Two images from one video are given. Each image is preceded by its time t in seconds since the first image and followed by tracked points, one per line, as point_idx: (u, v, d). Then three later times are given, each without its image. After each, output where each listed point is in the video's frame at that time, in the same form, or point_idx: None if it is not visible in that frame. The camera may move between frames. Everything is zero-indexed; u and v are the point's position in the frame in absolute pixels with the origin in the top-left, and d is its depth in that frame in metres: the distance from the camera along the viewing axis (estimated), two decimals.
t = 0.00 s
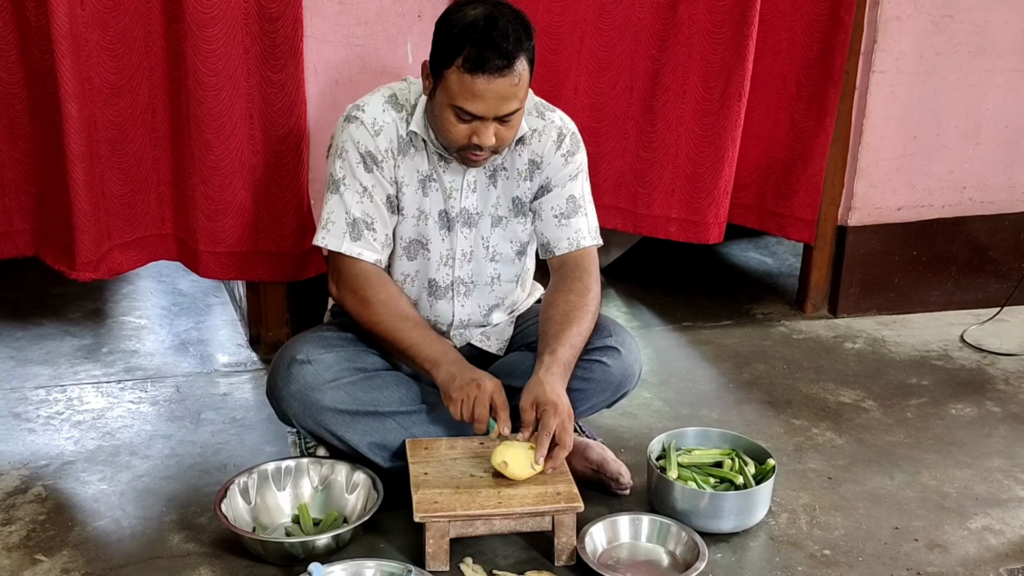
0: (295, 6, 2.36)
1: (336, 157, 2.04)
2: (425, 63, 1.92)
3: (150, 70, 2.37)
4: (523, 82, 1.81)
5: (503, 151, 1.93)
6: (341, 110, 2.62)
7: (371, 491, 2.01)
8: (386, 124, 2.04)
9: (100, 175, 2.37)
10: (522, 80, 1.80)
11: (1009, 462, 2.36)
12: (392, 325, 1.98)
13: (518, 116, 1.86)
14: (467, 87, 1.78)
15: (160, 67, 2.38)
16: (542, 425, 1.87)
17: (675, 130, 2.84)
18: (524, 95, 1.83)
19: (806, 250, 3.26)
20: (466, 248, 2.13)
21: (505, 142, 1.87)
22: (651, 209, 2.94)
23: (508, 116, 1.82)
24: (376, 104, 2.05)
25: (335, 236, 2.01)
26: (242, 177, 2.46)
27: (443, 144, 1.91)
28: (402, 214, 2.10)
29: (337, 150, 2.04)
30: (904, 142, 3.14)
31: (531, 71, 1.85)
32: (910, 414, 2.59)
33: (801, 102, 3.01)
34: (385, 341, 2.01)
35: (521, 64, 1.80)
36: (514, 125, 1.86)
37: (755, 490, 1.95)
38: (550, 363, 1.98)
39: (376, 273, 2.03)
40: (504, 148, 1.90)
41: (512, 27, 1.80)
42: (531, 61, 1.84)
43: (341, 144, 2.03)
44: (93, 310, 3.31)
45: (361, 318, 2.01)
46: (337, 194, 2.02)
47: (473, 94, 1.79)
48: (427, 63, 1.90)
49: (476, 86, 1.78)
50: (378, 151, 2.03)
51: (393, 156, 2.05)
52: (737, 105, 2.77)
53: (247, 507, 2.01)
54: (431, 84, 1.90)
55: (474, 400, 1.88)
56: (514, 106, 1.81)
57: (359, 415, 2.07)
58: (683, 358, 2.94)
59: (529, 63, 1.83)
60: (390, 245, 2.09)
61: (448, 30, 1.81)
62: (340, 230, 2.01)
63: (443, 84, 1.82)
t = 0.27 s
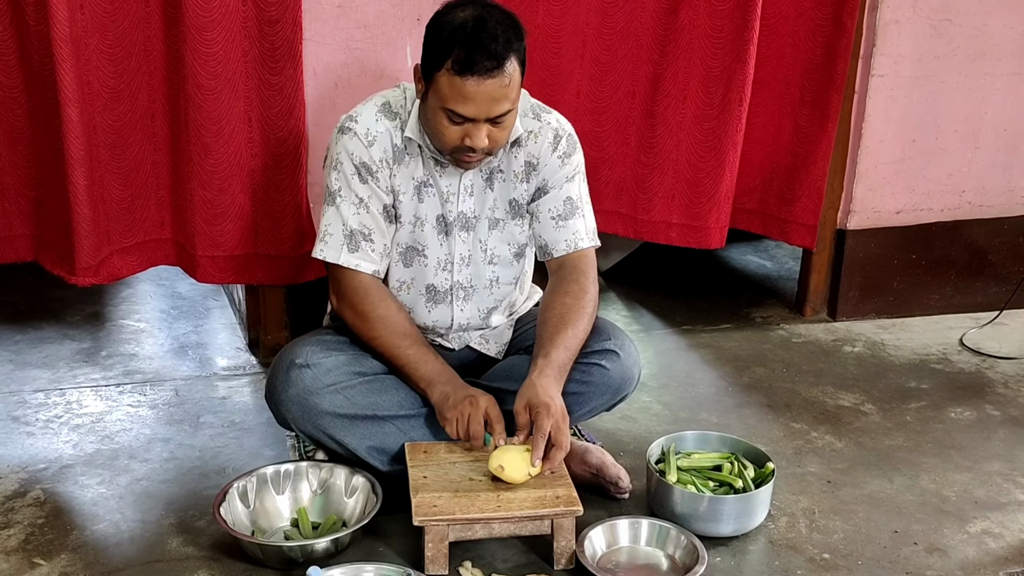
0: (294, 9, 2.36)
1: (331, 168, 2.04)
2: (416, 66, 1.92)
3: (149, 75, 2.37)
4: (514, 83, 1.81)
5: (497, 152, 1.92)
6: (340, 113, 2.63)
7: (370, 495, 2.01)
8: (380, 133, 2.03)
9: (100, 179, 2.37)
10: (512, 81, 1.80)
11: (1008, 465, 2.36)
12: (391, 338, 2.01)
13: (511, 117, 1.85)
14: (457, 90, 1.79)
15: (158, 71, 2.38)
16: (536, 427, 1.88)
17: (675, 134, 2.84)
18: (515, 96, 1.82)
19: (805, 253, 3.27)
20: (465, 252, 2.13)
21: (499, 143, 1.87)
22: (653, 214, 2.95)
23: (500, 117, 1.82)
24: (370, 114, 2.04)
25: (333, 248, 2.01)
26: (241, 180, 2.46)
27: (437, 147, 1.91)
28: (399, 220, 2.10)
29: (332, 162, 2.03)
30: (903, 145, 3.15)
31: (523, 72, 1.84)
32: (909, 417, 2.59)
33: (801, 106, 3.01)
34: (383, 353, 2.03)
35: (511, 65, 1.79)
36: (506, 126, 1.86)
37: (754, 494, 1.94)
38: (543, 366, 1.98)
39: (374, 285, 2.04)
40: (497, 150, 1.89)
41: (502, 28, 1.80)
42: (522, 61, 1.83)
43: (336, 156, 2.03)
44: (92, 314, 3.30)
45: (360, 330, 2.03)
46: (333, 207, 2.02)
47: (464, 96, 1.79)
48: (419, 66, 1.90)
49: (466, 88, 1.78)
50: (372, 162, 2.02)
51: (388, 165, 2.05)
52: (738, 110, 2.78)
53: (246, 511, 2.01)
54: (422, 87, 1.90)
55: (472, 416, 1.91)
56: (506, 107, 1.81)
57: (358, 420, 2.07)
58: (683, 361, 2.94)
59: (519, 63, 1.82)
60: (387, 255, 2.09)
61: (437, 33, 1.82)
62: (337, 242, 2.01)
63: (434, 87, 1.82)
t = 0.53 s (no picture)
0: (294, 11, 2.36)
1: (328, 173, 2.04)
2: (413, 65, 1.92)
3: (149, 77, 2.37)
4: (510, 78, 1.81)
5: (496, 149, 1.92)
6: (339, 115, 2.63)
7: (369, 498, 2.01)
8: (378, 140, 2.03)
9: (99, 181, 2.37)
10: (509, 76, 1.80)
11: (1008, 468, 2.36)
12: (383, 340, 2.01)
13: (508, 113, 1.85)
14: (453, 85, 1.79)
15: (158, 73, 2.38)
16: (532, 429, 1.88)
17: (676, 138, 2.84)
18: (512, 91, 1.82)
19: (805, 256, 3.27)
20: (463, 255, 2.13)
21: (496, 139, 1.87)
22: (658, 218, 2.95)
23: (497, 112, 1.82)
24: (368, 121, 2.04)
25: (327, 254, 2.02)
26: (240, 182, 2.46)
27: (435, 144, 1.91)
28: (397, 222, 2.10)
29: (330, 168, 2.03)
30: (902, 148, 3.15)
31: (519, 67, 1.84)
32: (909, 420, 2.59)
33: (801, 109, 3.01)
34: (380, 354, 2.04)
35: (507, 60, 1.79)
36: (504, 122, 1.86)
37: (753, 497, 1.94)
38: (540, 369, 1.98)
39: (366, 288, 2.04)
40: (496, 146, 1.89)
41: (497, 23, 1.80)
42: (518, 57, 1.84)
43: (333, 162, 2.03)
44: (91, 316, 3.30)
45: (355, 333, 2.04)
46: (329, 212, 2.02)
47: (460, 92, 1.79)
48: (415, 64, 1.90)
49: (462, 84, 1.78)
50: (369, 168, 2.02)
51: (385, 172, 2.04)
52: (744, 112, 2.79)
53: (244, 514, 2.00)
54: (419, 85, 1.90)
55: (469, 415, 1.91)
56: (502, 102, 1.81)
57: (356, 423, 2.07)
58: (682, 364, 2.94)
59: (516, 59, 1.82)
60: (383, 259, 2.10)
61: (433, 30, 1.82)
62: (331, 248, 2.02)
63: (431, 84, 1.82)
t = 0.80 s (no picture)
0: (292, 12, 2.36)
1: (334, 164, 2.03)
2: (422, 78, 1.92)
3: (146, 78, 2.37)
4: (518, 99, 1.80)
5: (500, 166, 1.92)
6: (338, 117, 2.63)
7: (367, 500, 2.00)
8: (386, 134, 2.04)
9: (97, 182, 2.37)
10: (517, 97, 1.80)
11: (1006, 470, 2.36)
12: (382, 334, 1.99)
13: (514, 131, 1.85)
14: (460, 104, 1.78)
15: (156, 73, 2.38)
16: (520, 431, 1.87)
17: (676, 141, 2.84)
18: (519, 112, 1.82)
19: (802, 258, 3.27)
20: (464, 260, 2.12)
21: (501, 157, 1.87)
22: (663, 223, 2.95)
23: (503, 132, 1.81)
24: (378, 114, 2.04)
25: (328, 244, 2.00)
26: (238, 182, 2.46)
27: (440, 159, 1.91)
28: (399, 224, 2.10)
29: (336, 158, 2.03)
30: (900, 150, 3.15)
31: (527, 87, 1.84)
32: (906, 422, 2.59)
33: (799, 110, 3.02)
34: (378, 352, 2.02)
35: (516, 81, 1.79)
36: (510, 141, 1.86)
37: (752, 499, 1.94)
38: (535, 370, 1.97)
39: (367, 283, 2.02)
40: (500, 164, 1.89)
41: (508, 44, 1.80)
42: (528, 77, 1.83)
43: (340, 152, 2.03)
44: (88, 318, 3.30)
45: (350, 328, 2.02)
46: (333, 202, 2.01)
47: (467, 110, 1.78)
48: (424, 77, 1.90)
49: (470, 103, 1.77)
50: (376, 161, 2.02)
51: (392, 166, 2.04)
52: (745, 115, 2.80)
53: (241, 516, 2.00)
54: (427, 99, 1.90)
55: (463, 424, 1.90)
56: (509, 122, 1.81)
57: (354, 425, 2.07)
58: (680, 366, 2.94)
59: (524, 79, 1.82)
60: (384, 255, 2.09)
61: (443, 46, 1.81)
62: (333, 238, 2.00)
63: (438, 100, 1.82)
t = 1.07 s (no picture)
0: (288, 12, 2.36)
1: (333, 163, 2.03)
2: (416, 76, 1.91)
3: (142, 77, 2.37)
4: (513, 99, 1.80)
5: (494, 164, 1.93)
6: (334, 117, 2.63)
7: (364, 499, 2.00)
8: (385, 132, 2.04)
9: (92, 181, 2.37)
10: (512, 98, 1.80)
11: (1001, 469, 2.37)
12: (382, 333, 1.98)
13: (510, 132, 1.86)
14: (456, 105, 1.78)
15: (151, 72, 2.37)
16: (509, 431, 1.88)
17: (673, 141, 2.84)
18: (514, 112, 1.82)
19: (798, 258, 3.27)
20: (461, 260, 2.12)
21: (497, 157, 1.88)
22: (656, 223, 2.94)
23: (498, 132, 1.82)
24: (375, 113, 2.05)
25: (329, 243, 2.00)
26: (234, 181, 2.46)
27: (434, 157, 1.91)
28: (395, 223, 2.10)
29: (335, 157, 2.03)
30: (896, 150, 3.15)
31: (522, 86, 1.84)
32: (902, 421, 2.60)
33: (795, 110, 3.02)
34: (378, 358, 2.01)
35: (511, 82, 1.79)
36: (505, 140, 1.86)
37: (748, 498, 1.94)
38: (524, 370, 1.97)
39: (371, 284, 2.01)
40: (495, 162, 1.90)
41: (503, 44, 1.79)
42: (523, 77, 1.83)
43: (338, 151, 2.03)
44: (84, 318, 3.29)
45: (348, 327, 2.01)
46: (333, 201, 2.01)
47: (463, 112, 1.78)
48: (418, 75, 1.89)
49: (465, 104, 1.77)
50: (375, 159, 2.02)
51: (390, 164, 2.05)
52: (741, 115, 2.80)
53: (238, 516, 2.00)
54: (422, 97, 1.90)
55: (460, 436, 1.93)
56: (504, 123, 1.81)
57: (351, 426, 2.07)
58: (676, 365, 2.94)
59: (519, 78, 1.82)
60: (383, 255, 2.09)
61: (438, 46, 1.81)
62: (334, 237, 2.00)
63: (433, 100, 1.82)
